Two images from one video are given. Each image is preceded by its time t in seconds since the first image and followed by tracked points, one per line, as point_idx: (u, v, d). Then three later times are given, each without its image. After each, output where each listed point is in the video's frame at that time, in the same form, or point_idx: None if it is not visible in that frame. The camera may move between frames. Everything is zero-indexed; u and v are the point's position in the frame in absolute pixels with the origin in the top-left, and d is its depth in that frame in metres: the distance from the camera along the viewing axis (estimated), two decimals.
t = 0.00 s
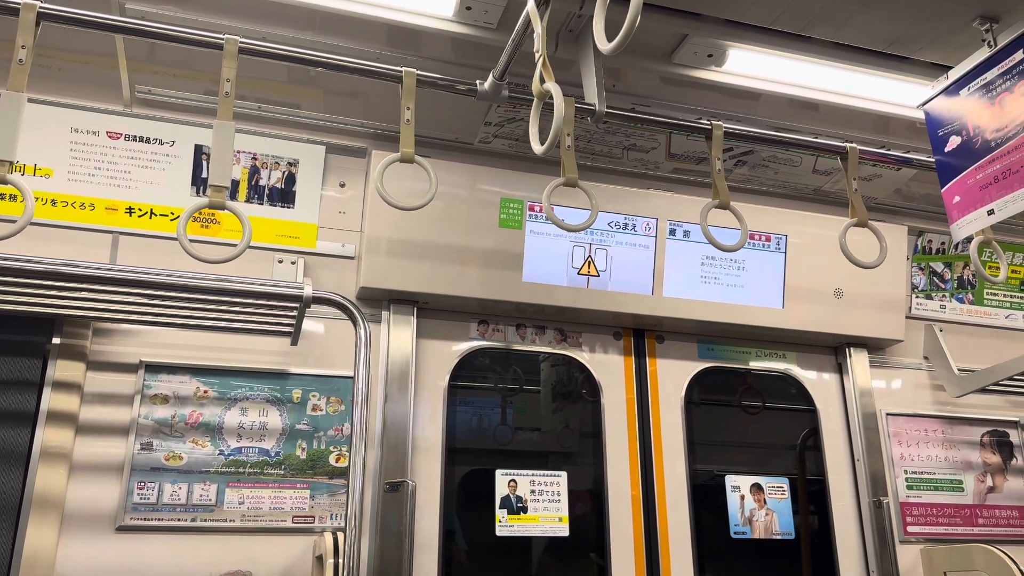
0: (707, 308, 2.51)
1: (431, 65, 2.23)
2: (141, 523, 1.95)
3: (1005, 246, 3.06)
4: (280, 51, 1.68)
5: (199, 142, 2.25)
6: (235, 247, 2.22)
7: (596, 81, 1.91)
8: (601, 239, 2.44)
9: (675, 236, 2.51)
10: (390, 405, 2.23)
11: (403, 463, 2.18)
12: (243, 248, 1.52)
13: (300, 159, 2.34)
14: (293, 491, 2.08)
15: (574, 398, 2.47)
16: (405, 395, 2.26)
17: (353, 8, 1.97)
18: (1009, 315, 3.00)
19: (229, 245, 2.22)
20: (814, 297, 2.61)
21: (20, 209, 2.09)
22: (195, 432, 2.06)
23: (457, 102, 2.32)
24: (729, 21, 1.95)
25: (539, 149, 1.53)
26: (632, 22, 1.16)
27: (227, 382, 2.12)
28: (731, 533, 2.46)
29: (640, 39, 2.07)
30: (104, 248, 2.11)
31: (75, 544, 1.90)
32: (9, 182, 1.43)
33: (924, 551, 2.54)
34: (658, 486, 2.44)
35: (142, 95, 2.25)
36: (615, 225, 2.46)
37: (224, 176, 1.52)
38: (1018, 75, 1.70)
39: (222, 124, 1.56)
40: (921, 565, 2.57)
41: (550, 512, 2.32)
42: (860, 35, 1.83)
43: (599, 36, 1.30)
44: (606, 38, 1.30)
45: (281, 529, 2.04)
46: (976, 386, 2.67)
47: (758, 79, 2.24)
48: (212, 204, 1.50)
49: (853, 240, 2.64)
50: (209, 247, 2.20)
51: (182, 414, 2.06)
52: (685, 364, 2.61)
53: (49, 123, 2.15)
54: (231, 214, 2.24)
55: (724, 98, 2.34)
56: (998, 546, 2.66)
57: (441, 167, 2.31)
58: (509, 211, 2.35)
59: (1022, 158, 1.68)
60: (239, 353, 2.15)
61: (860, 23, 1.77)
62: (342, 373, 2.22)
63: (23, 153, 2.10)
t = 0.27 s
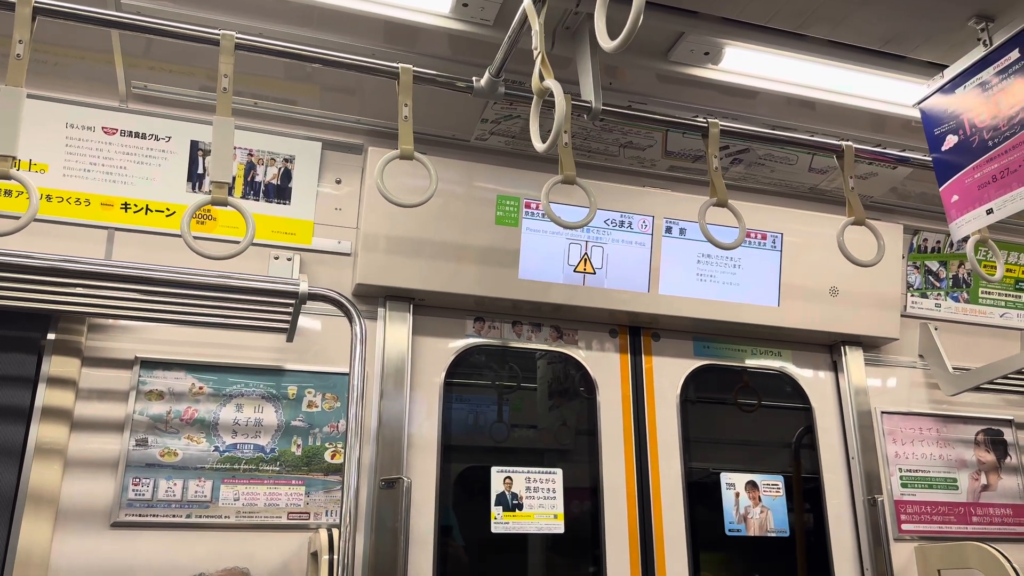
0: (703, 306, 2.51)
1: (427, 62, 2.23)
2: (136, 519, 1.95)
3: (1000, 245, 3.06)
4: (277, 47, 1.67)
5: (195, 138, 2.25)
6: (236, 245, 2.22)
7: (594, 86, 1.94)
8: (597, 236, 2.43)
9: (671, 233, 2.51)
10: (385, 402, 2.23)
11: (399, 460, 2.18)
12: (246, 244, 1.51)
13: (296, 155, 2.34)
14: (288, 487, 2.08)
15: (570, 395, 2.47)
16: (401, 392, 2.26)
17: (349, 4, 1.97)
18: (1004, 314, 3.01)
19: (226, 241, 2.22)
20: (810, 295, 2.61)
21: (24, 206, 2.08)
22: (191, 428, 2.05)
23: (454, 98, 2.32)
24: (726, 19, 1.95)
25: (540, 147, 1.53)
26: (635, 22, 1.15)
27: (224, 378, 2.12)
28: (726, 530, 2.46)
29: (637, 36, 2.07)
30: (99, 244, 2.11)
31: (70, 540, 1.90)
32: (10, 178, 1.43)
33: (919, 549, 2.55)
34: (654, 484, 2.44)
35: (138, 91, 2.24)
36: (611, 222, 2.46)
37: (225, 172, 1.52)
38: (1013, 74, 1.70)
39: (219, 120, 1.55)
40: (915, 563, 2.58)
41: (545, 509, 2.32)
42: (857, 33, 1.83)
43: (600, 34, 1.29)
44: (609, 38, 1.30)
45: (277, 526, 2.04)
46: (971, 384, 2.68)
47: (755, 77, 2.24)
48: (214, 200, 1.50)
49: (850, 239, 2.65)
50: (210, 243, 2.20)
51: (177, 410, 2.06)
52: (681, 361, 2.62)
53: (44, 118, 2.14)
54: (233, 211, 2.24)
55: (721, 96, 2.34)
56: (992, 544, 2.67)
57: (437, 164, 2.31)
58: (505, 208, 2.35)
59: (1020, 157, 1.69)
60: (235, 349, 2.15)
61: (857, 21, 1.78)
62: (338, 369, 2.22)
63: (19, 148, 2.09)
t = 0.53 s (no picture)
0: (700, 305, 2.51)
1: (424, 60, 2.23)
2: (131, 517, 1.94)
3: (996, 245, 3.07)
4: (273, 44, 1.67)
5: (191, 136, 2.24)
6: (234, 243, 2.21)
7: (590, 82, 1.93)
8: (594, 235, 2.44)
9: (668, 233, 2.52)
10: (381, 400, 2.23)
11: (394, 458, 2.18)
12: (241, 243, 1.53)
13: (292, 153, 2.34)
14: (284, 486, 2.08)
15: (566, 394, 2.47)
16: (397, 390, 2.25)
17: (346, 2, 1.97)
18: (1000, 314, 3.01)
19: (222, 239, 2.21)
20: (806, 294, 2.62)
21: (21, 203, 2.08)
22: (186, 427, 2.05)
23: (450, 97, 2.32)
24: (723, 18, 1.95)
25: (535, 145, 1.52)
26: (631, 21, 1.16)
27: (220, 377, 2.12)
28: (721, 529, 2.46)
29: (634, 35, 2.07)
30: (95, 242, 2.11)
31: (65, 538, 1.90)
32: (7, 175, 1.43)
33: (914, 548, 2.55)
34: (650, 483, 2.45)
35: (134, 88, 2.24)
36: (608, 221, 2.46)
37: (222, 170, 1.52)
38: (1009, 75, 1.71)
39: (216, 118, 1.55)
40: (910, 562, 2.58)
41: (541, 508, 2.32)
42: (853, 33, 1.84)
43: (597, 32, 1.29)
44: (605, 36, 1.30)
45: (272, 524, 2.04)
46: (967, 383, 2.69)
47: (752, 77, 2.24)
48: (210, 198, 1.50)
49: (846, 238, 2.65)
50: (208, 241, 2.20)
51: (173, 408, 2.06)
52: (677, 361, 2.62)
53: (40, 115, 2.14)
54: (230, 209, 2.24)
55: (717, 95, 2.35)
56: (987, 543, 2.67)
57: (434, 162, 2.31)
58: (502, 207, 2.35)
59: (1015, 158, 1.69)
60: (231, 347, 2.15)
61: (853, 21, 1.78)
62: (335, 368, 2.22)
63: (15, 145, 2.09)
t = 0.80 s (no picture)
0: (697, 304, 2.51)
1: (422, 58, 2.23)
2: (127, 515, 1.94)
3: (993, 245, 3.07)
4: (270, 41, 1.67)
5: (188, 133, 2.24)
6: (230, 240, 2.21)
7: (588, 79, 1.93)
8: (591, 234, 2.43)
9: (665, 231, 2.51)
10: (379, 399, 2.22)
11: (391, 457, 2.18)
12: (240, 240, 1.50)
13: (289, 151, 2.33)
14: (280, 484, 2.08)
15: (563, 393, 2.47)
16: (394, 388, 2.25)
17: None
18: (996, 314, 3.02)
19: (219, 237, 2.21)
20: (803, 294, 2.62)
21: (17, 200, 2.07)
22: (182, 424, 2.05)
23: (448, 94, 2.32)
24: (721, 17, 1.95)
25: (535, 143, 1.52)
26: (629, 19, 1.16)
27: (216, 374, 2.11)
28: (718, 528, 2.47)
29: (632, 34, 2.07)
30: (92, 239, 2.10)
31: (61, 536, 1.89)
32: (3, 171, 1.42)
33: (910, 547, 2.56)
34: (646, 482, 2.45)
35: (131, 86, 2.23)
36: (605, 220, 2.46)
37: (218, 167, 1.52)
38: (1006, 75, 1.71)
39: (213, 115, 1.55)
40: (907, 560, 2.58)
41: (538, 507, 2.32)
42: (851, 32, 1.84)
43: (595, 30, 1.29)
44: (604, 34, 1.29)
45: (268, 522, 2.04)
46: (964, 383, 2.69)
47: (750, 76, 2.24)
48: (208, 195, 1.49)
49: (844, 238, 2.65)
50: (205, 239, 2.20)
51: (169, 406, 2.05)
52: (674, 359, 2.62)
53: (36, 112, 2.13)
54: (227, 207, 2.23)
55: (715, 94, 2.35)
56: (983, 543, 2.68)
57: (432, 160, 2.30)
58: (499, 205, 2.35)
59: (1012, 158, 1.69)
60: (228, 345, 2.15)
61: (851, 20, 1.78)
62: (331, 366, 2.22)
63: (11, 142, 2.08)
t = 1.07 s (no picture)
0: (696, 304, 2.51)
1: (421, 57, 2.23)
2: (126, 514, 1.94)
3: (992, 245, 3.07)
4: (269, 40, 1.66)
5: (187, 132, 2.24)
6: (228, 239, 2.21)
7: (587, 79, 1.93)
8: (590, 233, 2.43)
9: (664, 231, 2.51)
10: (377, 398, 2.22)
11: (390, 456, 2.18)
12: (236, 240, 1.51)
13: (288, 150, 2.33)
14: (279, 483, 2.07)
15: (562, 392, 2.47)
16: (393, 388, 2.25)
17: None
18: (995, 314, 3.02)
19: (218, 236, 2.21)
20: (802, 294, 2.62)
21: (15, 198, 2.07)
22: (181, 424, 2.04)
23: (447, 94, 2.32)
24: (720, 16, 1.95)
25: (532, 142, 1.52)
26: (626, 19, 1.16)
27: (215, 374, 2.11)
28: (716, 527, 2.46)
29: (631, 33, 2.07)
30: (90, 238, 2.10)
31: (58, 535, 1.89)
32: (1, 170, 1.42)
33: (908, 547, 2.56)
34: (645, 482, 2.45)
35: (130, 85, 2.23)
36: (604, 220, 2.46)
37: (216, 166, 1.51)
38: (1005, 74, 1.71)
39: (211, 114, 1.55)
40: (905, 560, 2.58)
41: (537, 506, 2.32)
42: (850, 32, 1.84)
43: (593, 29, 1.29)
44: (602, 33, 1.29)
45: (267, 522, 2.04)
46: (962, 383, 2.69)
47: (749, 75, 2.24)
48: (204, 194, 1.49)
49: (843, 238, 2.65)
50: (204, 238, 2.19)
51: (168, 405, 2.05)
52: (673, 359, 2.62)
53: (35, 111, 2.13)
54: (225, 206, 2.23)
55: (714, 94, 2.35)
56: (982, 543, 2.68)
57: (431, 159, 2.30)
58: (498, 205, 2.35)
59: (1010, 157, 1.69)
60: (226, 344, 2.14)
61: (850, 19, 1.78)
62: (330, 365, 2.22)
63: (9, 141, 2.08)
